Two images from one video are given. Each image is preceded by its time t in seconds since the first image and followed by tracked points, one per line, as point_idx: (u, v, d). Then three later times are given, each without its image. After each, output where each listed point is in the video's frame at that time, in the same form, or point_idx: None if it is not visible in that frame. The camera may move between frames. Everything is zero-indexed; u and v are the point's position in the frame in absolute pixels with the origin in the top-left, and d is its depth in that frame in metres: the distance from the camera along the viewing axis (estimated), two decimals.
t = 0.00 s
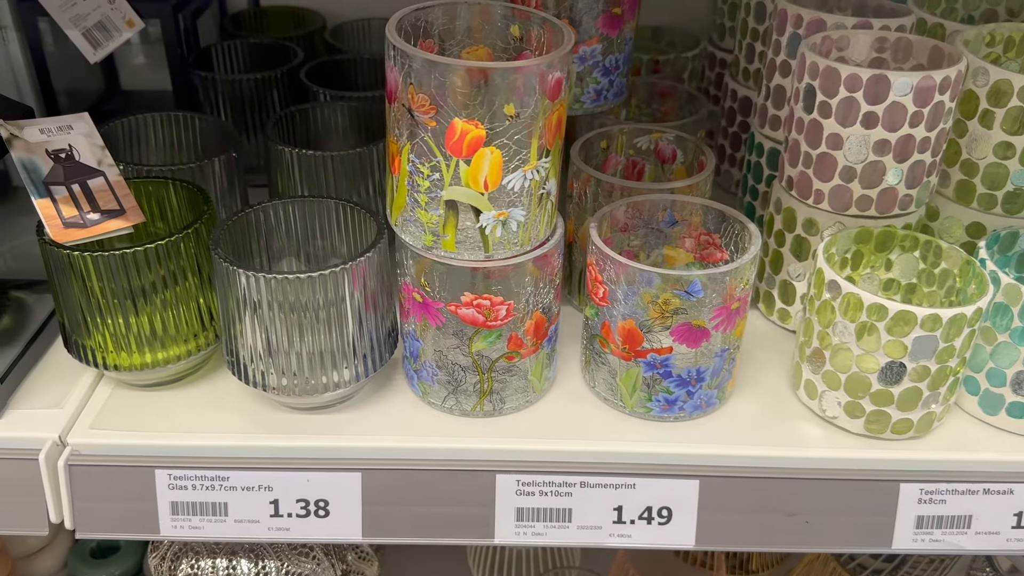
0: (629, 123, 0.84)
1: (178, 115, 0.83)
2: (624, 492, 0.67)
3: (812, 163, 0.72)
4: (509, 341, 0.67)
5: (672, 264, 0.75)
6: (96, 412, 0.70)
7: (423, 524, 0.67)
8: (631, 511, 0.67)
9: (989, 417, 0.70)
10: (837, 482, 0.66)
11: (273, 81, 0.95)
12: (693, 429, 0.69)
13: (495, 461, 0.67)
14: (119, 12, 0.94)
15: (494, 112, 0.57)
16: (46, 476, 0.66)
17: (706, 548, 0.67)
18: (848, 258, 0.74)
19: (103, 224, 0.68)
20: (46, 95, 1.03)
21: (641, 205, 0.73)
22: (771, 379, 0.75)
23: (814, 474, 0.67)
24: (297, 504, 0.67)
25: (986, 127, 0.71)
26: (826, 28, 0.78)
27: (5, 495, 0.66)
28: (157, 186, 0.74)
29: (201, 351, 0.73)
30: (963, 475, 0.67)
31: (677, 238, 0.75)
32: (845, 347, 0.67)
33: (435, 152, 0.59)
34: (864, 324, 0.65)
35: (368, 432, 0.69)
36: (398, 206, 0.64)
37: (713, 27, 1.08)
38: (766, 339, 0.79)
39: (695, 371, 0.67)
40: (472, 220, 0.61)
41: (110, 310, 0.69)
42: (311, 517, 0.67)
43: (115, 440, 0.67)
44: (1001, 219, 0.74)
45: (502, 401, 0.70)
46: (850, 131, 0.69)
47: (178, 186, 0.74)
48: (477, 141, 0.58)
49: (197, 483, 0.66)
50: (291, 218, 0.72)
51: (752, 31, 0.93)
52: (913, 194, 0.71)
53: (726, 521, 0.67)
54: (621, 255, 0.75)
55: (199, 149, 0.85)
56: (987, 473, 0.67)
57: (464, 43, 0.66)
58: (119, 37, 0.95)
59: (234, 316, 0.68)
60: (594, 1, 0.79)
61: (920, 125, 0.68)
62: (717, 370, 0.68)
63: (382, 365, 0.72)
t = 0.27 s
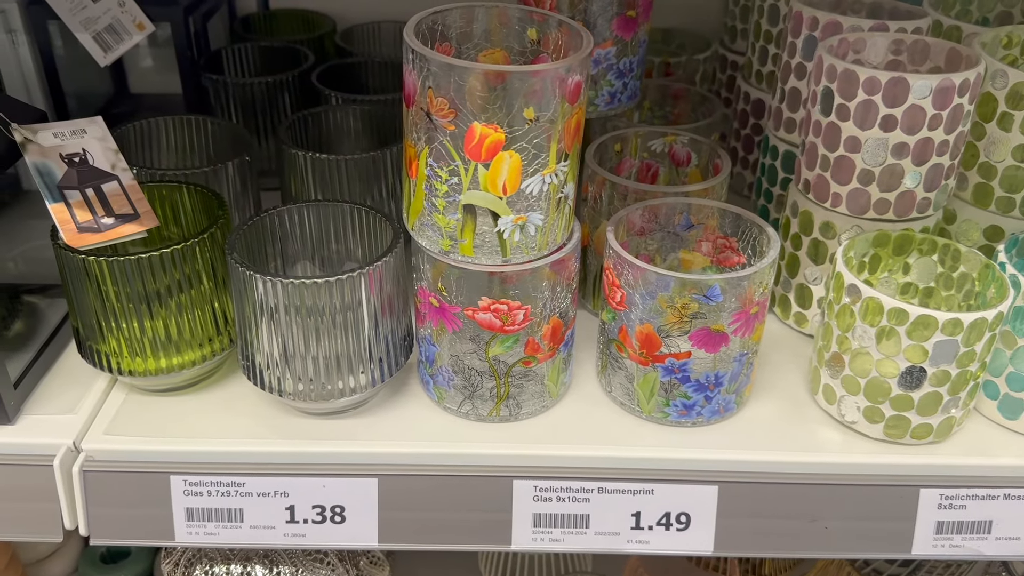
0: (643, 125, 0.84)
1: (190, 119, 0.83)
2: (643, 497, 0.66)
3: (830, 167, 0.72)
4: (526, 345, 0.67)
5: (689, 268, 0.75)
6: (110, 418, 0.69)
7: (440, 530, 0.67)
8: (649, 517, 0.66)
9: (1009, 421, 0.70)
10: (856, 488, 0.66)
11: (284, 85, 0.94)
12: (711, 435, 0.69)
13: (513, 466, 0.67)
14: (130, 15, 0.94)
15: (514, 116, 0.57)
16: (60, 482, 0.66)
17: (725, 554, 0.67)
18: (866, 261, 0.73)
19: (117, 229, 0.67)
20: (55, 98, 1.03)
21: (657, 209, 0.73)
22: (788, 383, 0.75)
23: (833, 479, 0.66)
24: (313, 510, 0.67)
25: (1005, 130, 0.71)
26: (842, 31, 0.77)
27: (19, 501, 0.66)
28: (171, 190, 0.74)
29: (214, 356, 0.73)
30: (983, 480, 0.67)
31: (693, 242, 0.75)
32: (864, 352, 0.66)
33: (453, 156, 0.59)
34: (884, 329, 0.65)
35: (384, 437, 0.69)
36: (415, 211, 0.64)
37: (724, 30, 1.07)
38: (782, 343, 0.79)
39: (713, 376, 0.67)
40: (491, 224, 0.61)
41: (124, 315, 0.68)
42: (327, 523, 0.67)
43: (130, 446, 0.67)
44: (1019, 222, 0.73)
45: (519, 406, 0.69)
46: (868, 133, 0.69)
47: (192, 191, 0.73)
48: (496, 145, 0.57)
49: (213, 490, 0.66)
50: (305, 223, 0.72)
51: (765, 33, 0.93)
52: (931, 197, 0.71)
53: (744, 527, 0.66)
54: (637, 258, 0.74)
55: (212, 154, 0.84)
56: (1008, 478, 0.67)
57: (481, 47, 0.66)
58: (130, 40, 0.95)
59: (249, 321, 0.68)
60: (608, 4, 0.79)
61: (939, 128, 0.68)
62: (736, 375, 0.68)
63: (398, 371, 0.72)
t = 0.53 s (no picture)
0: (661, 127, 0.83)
1: (206, 122, 0.83)
2: (666, 503, 0.66)
3: (852, 169, 0.72)
4: (548, 349, 0.67)
5: (710, 271, 0.75)
6: (128, 423, 0.69)
7: (461, 536, 0.66)
8: (673, 523, 0.66)
9: None
10: (882, 493, 0.65)
11: (298, 86, 0.94)
12: (736, 439, 0.68)
13: (535, 471, 0.66)
14: (143, 18, 0.94)
15: (540, 118, 0.56)
16: (79, 489, 0.65)
17: (749, 560, 0.66)
18: (889, 264, 0.73)
19: (136, 233, 0.67)
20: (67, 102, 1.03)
21: (678, 211, 0.72)
22: (810, 388, 0.74)
23: (857, 484, 0.66)
24: (334, 516, 0.66)
25: None
26: (863, 33, 0.77)
27: (38, 508, 0.65)
28: (189, 194, 0.73)
29: (233, 361, 0.73)
30: (1008, 485, 0.66)
31: (714, 245, 0.74)
32: (889, 356, 0.66)
33: (477, 159, 0.58)
34: (910, 332, 0.64)
35: (405, 443, 0.68)
36: (437, 214, 0.63)
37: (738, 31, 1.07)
38: (803, 347, 0.79)
39: (737, 380, 0.66)
40: (514, 228, 0.60)
41: (143, 319, 0.68)
42: (348, 529, 0.66)
43: (149, 452, 0.66)
44: None
45: (540, 411, 0.69)
46: (892, 135, 0.68)
47: (209, 194, 0.73)
48: (521, 148, 0.57)
49: (233, 495, 0.66)
50: (324, 227, 0.71)
51: (782, 34, 0.93)
52: (954, 199, 0.71)
53: (769, 533, 0.65)
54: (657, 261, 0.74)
55: (228, 158, 0.84)
56: None
57: (502, 49, 0.65)
58: (143, 43, 0.95)
59: (269, 326, 0.68)
60: (628, 6, 0.78)
61: (963, 130, 0.67)
62: (759, 379, 0.67)
63: (418, 375, 0.72)
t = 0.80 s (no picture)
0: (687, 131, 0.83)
1: (231, 126, 0.82)
2: (700, 509, 0.66)
3: (883, 172, 0.71)
4: (580, 354, 0.66)
5: (739, 275, 0.74)
6: (157, 428, 0.69)
7: (493, 542, 0.66)
8: (706, 529, 0.66)
9: None
10: (915, 498, 0.65)
11: (321, 88, 0.94)
12: (768, 445, 0.68)
13: (567, 477, 0.66)
14: (163, 21, 0.93)
15: (577, 123, 0.56)
16: (110, 495, 0.65)
17: (781, 566, 0.66)
18: (920, 268, 0.72)
19: (165, 238, 0.67)
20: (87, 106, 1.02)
21: (708, 216, 0.72)
22: (840, 392, 0.74)
23: (891, 489, 0.66)
24: (365, 522, 0.66)
25: None
26: (891, 35, 0.77)
27: (69, 514, 0.65)
28: (217, 199, 0.73)
29: (262, 367, 0.72)
30: None
31: (744, 249, 0.74)
32: (923, 360, 0.66)
33: (513, 163, 0.58)
34: (945, 337, 0.64)
35: (436, 449, 0.68)
36: (470, 219, 0.63)
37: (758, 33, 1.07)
38: (831, 351, 0.78)
39: (771, 385, 0.66)
40: (549, 232, 0.60)
41: (173, 324, 0.67)
42: (380, 535, 0.66)
43: (179, 457, 0.66)
44: None
45: (571, 416, 0.68)
46: (924, 139, 0.68)
47: (237, 198, 0.72)
48: (557, 153, 0.57)
49: (265, 501, 0.65)
50: (354, 232, 0.70)
51: (804, 37, 0.93)
52: (986, 203, 0.70)
53: (802, 538, 0.65)
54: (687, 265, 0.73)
55: (252, 162, 0.84)
56: None
57: (533, 53, 0.65)
58: (163, 47, 0.94)
59: (300, 331, 0.68)
60: (654, 9, 0.78)
61: (996, 133, 0.67)
62: (792, 384, 0.67)
63: (449, 380, 0.71)
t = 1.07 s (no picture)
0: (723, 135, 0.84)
1: (270, 131, 0.83)
2: (746, 514, 0.66)
3: (924, 177, 0.72)
4: (626, 359, 0.67)
5: (780, 280, 0.75)
6: (203, 434, 0.69)
7: (540, 546, 0.66)
8: (752, 533, 0.66)
9: None
10: (961, 502, 0.65)
11: (355, 94, 0.94)
12: (812, 450, 0.68)
13: (614, 482, 0.66)
14: (195, 26, 0.93)
15: (630, 130, 0.57)
16: (159, 500, 0.65)
17: (826, 570, 0.67)
18: (961, 272, 0.72)
19: (213, 244, 0.67)
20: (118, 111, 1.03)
21: (750, 221, 0.72)
22: (880, 396, 0.74)
23: (936, 493, 0.66)
24: (413, 526, 0.66)
25: None
26: (929, 41, 0.77)
27: (118, 519, 0.65)
28: (263, 205, 0.73)
29: (306, 372, 0.73)
30: None
31: (785, 254, 0.75)
32: (968, 364, 0.66)
33: (565, 170, 0.58)
34: (990, 341, 0.64)
35: (482, 453, 0.68)
36: (519, 225, 0.63)
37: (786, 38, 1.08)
38: (869, 356, 0.79)
39: (817, 390, 0.66)
40: (599, 238, 0.60)
41: (221, 329, 0.68)
42: (427, 539, 0.66)
43: (228, 462, 0.66)
44: None
45: (616, 421, 0.69)
46: (966, 145, 0.68)
47: (282, 204, 0.73)
48: (610, 159, 0.57)
49: (313, 505, 0.66)
50: (401, 237, 0.71)
51: (837, 41, 0.93)
52: None
53: (847, 542, 0.66)
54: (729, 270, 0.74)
55: (290, 167, 0.84)
56: None
57: (579, 59, 0.66)
58: (195, 53, 0.94)
59: (349, 336, 0.68)
60: (691, 15, 0.79)
61: None
62: (837, 388, 0.68)
63: (493, 385, 0.71)
